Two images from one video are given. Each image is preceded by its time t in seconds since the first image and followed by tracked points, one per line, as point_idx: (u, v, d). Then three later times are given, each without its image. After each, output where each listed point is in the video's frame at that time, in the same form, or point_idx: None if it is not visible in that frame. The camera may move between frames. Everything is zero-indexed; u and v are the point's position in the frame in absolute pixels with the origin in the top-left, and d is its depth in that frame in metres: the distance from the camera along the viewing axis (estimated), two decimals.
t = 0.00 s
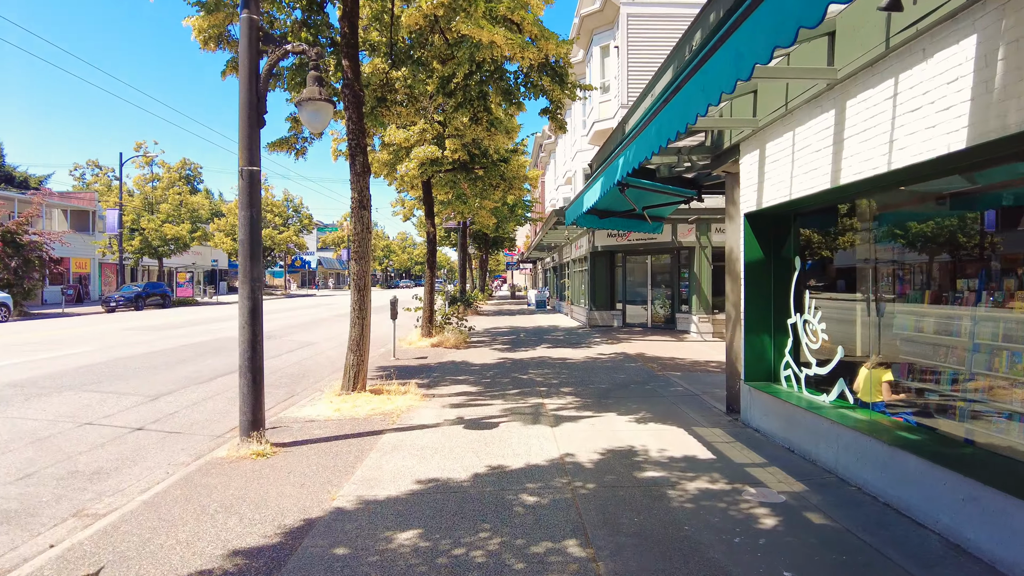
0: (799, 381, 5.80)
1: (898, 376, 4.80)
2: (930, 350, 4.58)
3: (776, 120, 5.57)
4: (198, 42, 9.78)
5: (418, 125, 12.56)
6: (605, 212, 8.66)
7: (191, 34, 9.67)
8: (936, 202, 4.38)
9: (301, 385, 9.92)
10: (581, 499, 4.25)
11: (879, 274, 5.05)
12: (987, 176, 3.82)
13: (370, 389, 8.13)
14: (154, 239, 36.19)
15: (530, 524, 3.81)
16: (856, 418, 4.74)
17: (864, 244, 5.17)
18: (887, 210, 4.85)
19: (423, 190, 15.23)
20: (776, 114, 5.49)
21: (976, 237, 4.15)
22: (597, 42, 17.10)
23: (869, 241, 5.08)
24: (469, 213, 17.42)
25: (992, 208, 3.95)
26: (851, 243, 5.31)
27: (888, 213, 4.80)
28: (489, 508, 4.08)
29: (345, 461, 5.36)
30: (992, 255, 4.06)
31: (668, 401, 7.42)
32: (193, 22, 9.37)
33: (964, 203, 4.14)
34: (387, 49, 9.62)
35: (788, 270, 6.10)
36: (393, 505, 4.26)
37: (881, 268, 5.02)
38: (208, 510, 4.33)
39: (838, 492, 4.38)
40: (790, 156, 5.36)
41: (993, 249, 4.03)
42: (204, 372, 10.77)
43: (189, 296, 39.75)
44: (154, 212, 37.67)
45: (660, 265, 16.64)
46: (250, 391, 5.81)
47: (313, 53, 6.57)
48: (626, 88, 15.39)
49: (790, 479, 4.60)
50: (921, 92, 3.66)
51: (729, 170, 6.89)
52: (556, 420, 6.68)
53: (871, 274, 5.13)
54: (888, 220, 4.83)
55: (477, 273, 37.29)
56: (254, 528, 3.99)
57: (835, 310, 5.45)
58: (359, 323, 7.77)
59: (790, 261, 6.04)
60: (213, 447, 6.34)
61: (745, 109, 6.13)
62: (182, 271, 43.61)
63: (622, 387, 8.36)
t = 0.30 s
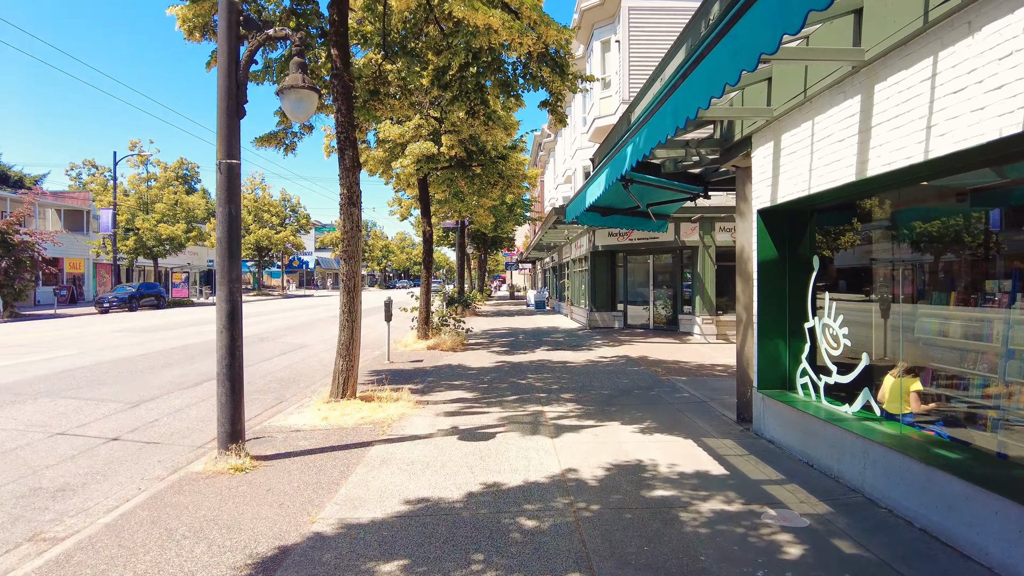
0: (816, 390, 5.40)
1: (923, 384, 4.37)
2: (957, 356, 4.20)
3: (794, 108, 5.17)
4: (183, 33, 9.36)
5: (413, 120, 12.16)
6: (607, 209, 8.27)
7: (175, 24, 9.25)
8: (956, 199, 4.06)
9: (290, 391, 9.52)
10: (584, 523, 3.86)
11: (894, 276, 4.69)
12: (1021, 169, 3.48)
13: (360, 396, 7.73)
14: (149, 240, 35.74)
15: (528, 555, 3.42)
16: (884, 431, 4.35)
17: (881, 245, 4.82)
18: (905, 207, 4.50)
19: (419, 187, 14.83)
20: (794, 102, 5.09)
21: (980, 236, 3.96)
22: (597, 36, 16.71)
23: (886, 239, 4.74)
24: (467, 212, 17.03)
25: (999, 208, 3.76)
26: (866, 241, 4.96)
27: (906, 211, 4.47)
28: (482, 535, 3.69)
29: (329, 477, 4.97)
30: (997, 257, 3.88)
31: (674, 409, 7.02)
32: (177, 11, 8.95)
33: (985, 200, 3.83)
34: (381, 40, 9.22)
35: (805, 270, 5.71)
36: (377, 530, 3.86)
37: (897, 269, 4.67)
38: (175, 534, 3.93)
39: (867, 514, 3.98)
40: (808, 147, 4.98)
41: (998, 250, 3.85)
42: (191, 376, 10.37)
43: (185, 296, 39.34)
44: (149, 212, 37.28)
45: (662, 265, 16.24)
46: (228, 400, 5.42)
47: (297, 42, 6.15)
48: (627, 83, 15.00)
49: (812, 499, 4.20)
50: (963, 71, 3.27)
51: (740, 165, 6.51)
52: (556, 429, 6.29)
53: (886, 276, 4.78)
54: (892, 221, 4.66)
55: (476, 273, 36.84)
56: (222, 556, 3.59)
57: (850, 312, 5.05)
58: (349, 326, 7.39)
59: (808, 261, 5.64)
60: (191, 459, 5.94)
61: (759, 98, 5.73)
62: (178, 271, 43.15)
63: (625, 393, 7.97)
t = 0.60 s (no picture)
0: (838, 394, 5.03)
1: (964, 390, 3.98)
2: (991, 359, 3.94)
3: (817, 92, 4.79)
4: (168, 21, 8.97)
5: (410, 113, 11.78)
6: (612, 203, 7.90)
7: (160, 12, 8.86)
8: (979, 190, 3.82)
9: (281, 394, 9.14)
10: (594, 544, 3.48)
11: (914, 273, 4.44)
12: None
13: (353, 400, 7.36)
14: (145, 238, 35.36)
15: None
16: (918, 441, 3.98)
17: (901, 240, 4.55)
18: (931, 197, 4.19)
19: (416, 183, 14.44)
20: (817, 85, 4.72)
21: (987, 235, 3.87)
22: (599, 29, 16.32)
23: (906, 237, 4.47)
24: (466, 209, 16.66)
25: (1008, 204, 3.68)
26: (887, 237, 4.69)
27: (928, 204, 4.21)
28: (481, 559, 3.32)
29: (316, 491, 4.59)
30: (1004, 256, 3.79)
31: (684, 414, 6.65)
32: None
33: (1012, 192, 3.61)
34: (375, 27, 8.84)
35: (825, 266, 5.34)
36: (364, 552, 3.49)
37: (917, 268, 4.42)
38: (141, 556, 3.56)
39: (907, 533, 3.60)
40: (833, 132, 4.61)
41: (1005, 249, 3.77)
42: (179, 378, 10.00)
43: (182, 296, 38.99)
44: (145, 211, 36.90)
45: (666, 263, 15.87)
46: (208, 406, 5.04)
47: (281, 24, 5.76)
48: (630, 77, 14.63)
49: (844, 516, 3.82)
50: None
51: (755, 155, 6.14)
52: (560, 436, 5.92)
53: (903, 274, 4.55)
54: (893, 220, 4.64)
55: (476, 273, 36.45)
56: None
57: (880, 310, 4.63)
58: (341, 326, 7.03)
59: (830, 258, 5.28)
60: (170, 468, 5.57)
61: (778, 82, 5.35)
62: (175, 271, 42.77)
63: (631, 396, 7.60)
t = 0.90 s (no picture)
0: (868, 406, 4.64)
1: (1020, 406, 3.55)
2: None
3: (847, 78, 4.39)
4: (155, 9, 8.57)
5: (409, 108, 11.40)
6: (621, 201, 7.52)
7: None
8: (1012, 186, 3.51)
9: (274, 400, 8.76)
10: None
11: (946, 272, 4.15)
12: None
13: (348, 408, 6.97)
14: (142, 238, 34.97)
15: None
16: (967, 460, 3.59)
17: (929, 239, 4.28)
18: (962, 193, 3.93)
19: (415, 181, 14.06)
20: (847, 69, 4.31)
21: (998, 236, 3.70)
22: (602, 23, 15.94)
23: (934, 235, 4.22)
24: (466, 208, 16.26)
25: (1018, 204, 3.49)
26: (893, 237, 4.58)
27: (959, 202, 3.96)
28: None
29: (304, 512, 4.22)
30: (1012, 257, 3.60)
31: (697, 424, 6.28)
32: None
33: None
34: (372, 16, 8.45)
35: (855, 267, 4.96)
36: None
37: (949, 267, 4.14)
38: None
39: (963, 567, 3.21)
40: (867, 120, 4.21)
41: (1013, 250, 3.59)
42: (169, 382, 9.62)
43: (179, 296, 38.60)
44: (142, 210, 36.52)
45: (671, 263, 15.50)
46: (188, 417, 4.64)
47: (265, 7, 5.35)
48: (635, 72, 14.25)
49: (888, 545, 3.44)
50: None
51: (776, 148, 5.76)
52: (568, 448, 5.54)
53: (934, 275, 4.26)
54: (897, 220, 4.56)
55: (476, 273, 36.07)
56: None
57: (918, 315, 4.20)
58: (334, 330, 6.64)
59: (859, 257, 4.90)
60: (151, 483, 5.19)
61: (803, 68, 4.95)
62: (173, 271, 42.21)
63: (641, 404, 7.23)
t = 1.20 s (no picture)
0: (899, 413, 4.27)
1: None
2: None
3: (880, 56, 4.01)
4: None
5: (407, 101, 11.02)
6: (629, 194, 7.15)
7: None
8: None
9: (264, 403, 8.39)
10: None
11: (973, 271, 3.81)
12: None
13: (340, 412, 6.60)
14: (138, 238, 34.59)
15: None
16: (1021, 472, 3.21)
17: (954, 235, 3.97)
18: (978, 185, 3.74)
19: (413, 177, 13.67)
20: (881, 45, 3.93)
21: (994, 236, 3.66)
22: (606, 16, 15.56)
23: (962, 231, 3.90)
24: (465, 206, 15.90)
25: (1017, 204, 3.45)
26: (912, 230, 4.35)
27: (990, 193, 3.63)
28: None
29: (286, 529, 3.85)
30: (1010, 258, 3.54)
31: (710, 430, 5.91)
32: None
33: None
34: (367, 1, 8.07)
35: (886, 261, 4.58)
36: None
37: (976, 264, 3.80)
38: None
39: None
40: (903, 101, 3.83)
41: (1012, 251, 3.52)
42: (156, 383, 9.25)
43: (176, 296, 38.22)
44: (138, 209, 36.10)
45: (676, 262, 15.13)
46: (163, 423, 4.26)
47: None
48: (639, 65, 13.89)
49: (935, 571, 3.08)
50: None
51: (795, 136, 5.40)
52: (574, 456, 5.18)
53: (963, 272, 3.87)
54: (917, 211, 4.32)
55: (476, 273, 35.67)
56: None
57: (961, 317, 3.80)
58: (325, 329, 6.28)
59: (888, 250, 4.53)
60: (125, 494, 4.82)
61: (829, 47, 4.57)
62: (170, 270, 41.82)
63: (649, 408, 6.87)
